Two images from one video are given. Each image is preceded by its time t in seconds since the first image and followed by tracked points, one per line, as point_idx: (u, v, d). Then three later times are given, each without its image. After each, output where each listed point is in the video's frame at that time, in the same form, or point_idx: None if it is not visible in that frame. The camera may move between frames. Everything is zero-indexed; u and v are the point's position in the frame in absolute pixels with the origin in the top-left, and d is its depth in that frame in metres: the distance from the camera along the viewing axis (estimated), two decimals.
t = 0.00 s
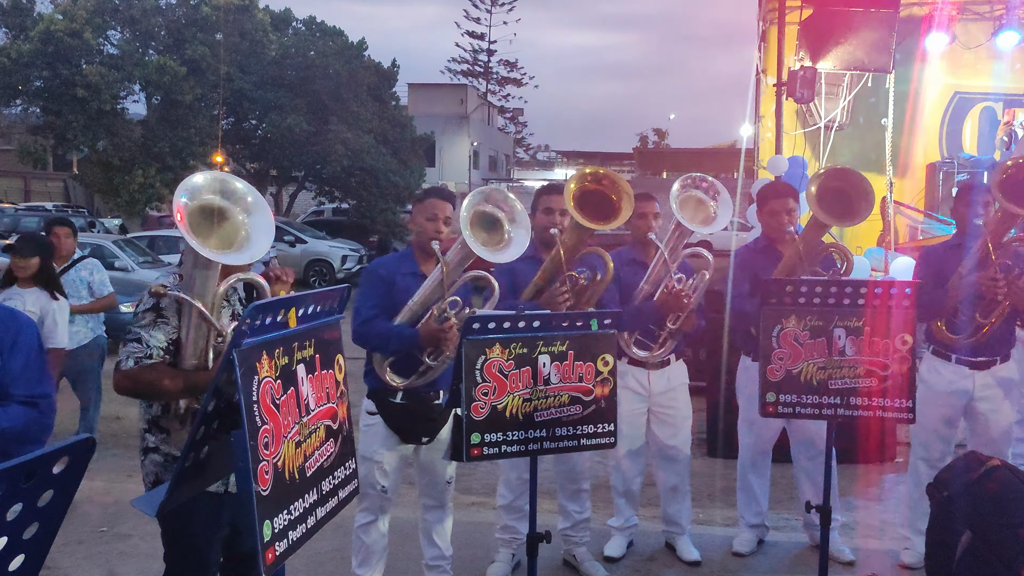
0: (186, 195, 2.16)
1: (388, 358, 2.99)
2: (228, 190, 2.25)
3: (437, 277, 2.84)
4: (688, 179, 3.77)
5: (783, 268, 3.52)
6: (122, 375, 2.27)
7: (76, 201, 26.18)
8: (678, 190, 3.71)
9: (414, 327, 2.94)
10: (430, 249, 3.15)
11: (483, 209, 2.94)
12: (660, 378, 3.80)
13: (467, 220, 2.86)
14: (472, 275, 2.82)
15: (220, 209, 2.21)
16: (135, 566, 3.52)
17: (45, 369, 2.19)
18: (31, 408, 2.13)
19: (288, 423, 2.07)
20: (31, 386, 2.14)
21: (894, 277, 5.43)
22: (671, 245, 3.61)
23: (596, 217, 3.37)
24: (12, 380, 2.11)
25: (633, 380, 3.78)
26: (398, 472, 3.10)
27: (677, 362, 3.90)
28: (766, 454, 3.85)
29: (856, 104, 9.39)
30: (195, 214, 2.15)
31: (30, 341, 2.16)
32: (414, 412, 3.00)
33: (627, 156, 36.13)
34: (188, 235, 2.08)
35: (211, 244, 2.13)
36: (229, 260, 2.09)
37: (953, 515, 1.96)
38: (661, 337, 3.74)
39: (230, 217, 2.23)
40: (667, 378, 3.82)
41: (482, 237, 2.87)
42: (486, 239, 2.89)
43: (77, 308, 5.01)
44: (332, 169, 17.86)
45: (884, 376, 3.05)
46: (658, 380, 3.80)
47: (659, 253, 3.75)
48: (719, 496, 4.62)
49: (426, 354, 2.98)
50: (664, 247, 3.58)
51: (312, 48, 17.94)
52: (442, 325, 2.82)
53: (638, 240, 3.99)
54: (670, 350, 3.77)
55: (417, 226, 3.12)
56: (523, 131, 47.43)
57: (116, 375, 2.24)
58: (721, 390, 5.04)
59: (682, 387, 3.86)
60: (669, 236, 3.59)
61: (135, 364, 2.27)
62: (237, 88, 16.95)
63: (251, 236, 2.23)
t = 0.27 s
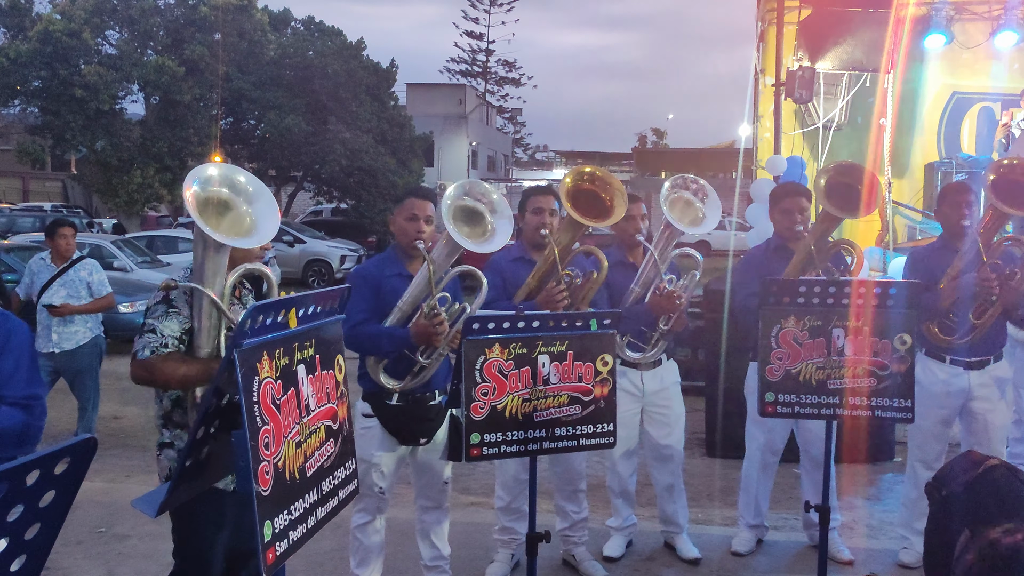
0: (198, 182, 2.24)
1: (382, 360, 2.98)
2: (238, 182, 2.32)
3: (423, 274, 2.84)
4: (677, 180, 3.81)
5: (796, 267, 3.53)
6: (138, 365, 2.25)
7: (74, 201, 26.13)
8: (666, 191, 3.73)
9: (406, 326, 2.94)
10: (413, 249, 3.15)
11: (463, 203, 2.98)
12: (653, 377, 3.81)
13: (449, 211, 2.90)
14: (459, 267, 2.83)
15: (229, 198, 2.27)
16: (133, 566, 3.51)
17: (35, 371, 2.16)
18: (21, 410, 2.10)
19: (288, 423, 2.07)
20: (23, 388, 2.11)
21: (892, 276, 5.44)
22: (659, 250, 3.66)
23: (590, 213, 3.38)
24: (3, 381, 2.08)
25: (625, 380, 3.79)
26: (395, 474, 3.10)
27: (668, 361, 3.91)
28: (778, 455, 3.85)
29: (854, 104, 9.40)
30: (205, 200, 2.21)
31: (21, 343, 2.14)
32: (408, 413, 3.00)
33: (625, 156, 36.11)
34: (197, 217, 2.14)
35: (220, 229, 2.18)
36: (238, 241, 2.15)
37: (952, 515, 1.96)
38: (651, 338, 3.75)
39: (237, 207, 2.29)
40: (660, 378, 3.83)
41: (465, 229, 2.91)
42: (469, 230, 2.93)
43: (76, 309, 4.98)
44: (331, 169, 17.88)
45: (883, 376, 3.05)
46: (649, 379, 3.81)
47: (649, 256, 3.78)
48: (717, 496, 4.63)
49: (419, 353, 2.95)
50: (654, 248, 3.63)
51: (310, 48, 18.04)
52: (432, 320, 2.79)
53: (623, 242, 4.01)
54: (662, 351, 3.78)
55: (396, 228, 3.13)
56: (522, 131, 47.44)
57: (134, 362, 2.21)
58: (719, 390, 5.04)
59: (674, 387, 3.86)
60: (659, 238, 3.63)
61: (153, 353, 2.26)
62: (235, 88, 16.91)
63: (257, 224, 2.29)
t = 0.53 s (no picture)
0: (220, 169, 2.36)
1: (378, 360, 2.97)
2: (256, 173, 2.43)
3: (418, 273, 2.84)
4: (674, 181, 3.83)
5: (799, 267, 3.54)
6: (158, 345, 2.27)
7: (73, 201, 26.12)
8: (661, 191, 3.73)
9: (401, 325, 2.94)
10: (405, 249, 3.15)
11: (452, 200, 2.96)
12: (651, 377, 3.80)
13: (439, 207, 2.91)
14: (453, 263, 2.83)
15: (248, 186, 2.38)
16: (131, 566, 3.51)
17: (27, 371, 2.11)
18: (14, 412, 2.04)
19: (285, 423, 2.07)
20: (15, 389, 2.06)
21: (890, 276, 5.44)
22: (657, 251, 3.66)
23: (590, 212, 3.38)
24: None
25: (623, 379, 3.78)
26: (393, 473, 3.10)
27: (666, 360, 3.88)
28: (780, 455, 3.86)
29: (852, 104, 9.41)
30: (225, 185, 2.31)
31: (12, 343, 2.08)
32: (407, 414, 3.00)
33: (624, 156, 36.10)
34: (218, 199, 2.25)
35: (240, 210, 2.27)
36: (254, 221, 2.24)
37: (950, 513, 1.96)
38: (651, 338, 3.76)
39: (255, 195, 2.38)
40: (658, 377, 3.82)
41: (456, 226, 2.90)
42: (458, 226, 2.91)
43: (76, 309, 4.96)
44: (329, 169, 17.90)
45: (881, 375, 3.05)
46: (649, 378, 3.80)
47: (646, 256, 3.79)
48: (715, 496, 4.63)
49: (415, 352, 2.95)
50: (651, 248, 3.64)
51: (309, 48, 17.88)
52: (429, 318, 2.78)
53: (621, 241, 4.01)
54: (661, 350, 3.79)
55: (386, 229, 3.13)
56: (521, 131, 47.46)
57: (157, 343, 2.23)
58: (717, 389, 5.03)
59: (673, 386, 3.85)
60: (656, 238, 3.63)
61: (173, 334, 2.28)
62: (233, 88, 17.21)
63: (276, 208, 2.38)
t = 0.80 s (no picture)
0: (266, 158, 2.46)
1: (377, 360, 2.96)
2: (300, 166, 2.53)
3: (414, 270, 2.83)
4: (682, 179, 3.79)
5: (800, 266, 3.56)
6: (165, 341, 2.29)
7: (72, 201, 26.10)
8: (670, 191, 3.73)
9: (398, 324, 2.93)
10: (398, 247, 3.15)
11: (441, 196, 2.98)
12: (662, 377, 3.81)
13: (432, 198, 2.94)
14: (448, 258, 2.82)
15: (289, 177, 2.48)
16: (128, 566, 3.52)
17: (21, 371, 2.12)
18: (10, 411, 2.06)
19: (282, 423, 2.07)
20: (10, 389, 2.07)
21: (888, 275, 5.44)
22: (665, 251, 3.65)
23: (596, 212, 3.40)
24: None
25: (633, 380, 3.79)
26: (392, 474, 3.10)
27: (677, 361, 3.91)
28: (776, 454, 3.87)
29: (850, 104, 9.40)
30: (269, 175, 2.41)
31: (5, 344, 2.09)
32: (407, 414, 3.00)
33: (623, 155, 36.10)
34: (265, 190, 2.35)
35: (280, 202, 2.37)
36: (297, 215, 2.35)
37: (946, 512, 1.97)
38: (660, 338, 3.76)
39: (296, 187, 2.48)
40: (668, 377, 3.83)
41: (452, 221, 2.92)
42: (450, 216, 2.93)
43: (74, 309, 4.97)
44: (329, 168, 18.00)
45: (877, 375, 3.06)
46: (659, 379, 3.81)
47: (654, 255, 3.78)
48: (714, 496, 4.63)
49: (415, 349, 2.94)
50: (659, 248, 3.63)
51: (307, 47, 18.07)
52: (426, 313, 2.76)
53: (629, 242, 4.01)
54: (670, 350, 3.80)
55: (378, 228, 3.14)
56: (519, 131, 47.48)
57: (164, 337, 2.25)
58: (716, 389, 5.03)
59: (682, 387, 3.86)
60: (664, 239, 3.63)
61: (177, 326, 2.30)
62: (232, 88, 16.95)
63: (316, 203, 2.49)
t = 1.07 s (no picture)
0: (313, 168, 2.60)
1: (377, 357, 2.95)
2: (343, 190, 2.68)
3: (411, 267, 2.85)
4: (700, 182, 3.78)
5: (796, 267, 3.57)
6: (169, 349, 2.32)
7: (69, 201, 26.07)
8: (689, 195, 3.72)
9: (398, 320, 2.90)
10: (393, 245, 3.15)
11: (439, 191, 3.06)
12: (674, 378, 3.80)
13: (426, 189, 3.02)
14: (442, 256, 2.86)
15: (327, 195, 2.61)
16: (126, 566, 3.51)
17: (16, 370, 2.11)
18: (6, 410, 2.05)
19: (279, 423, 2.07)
20: (6, 389, 2.06)
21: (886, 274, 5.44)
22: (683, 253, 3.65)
23: (602, 213, 3.41)
24: None
25: (646, 380, 3.79)
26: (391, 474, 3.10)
27: (692, 362, 3.89)
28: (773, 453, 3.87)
29: (849, 104, 9.40)
30: (311, 187, 2.55)
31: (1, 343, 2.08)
32: (408, 415, 3.00)
33: (621, 155, 36.14)
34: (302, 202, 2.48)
35: (311, 216, 2.50)
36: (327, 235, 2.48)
37: (945, 512, 1.96)
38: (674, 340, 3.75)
39: (329, 206, 2.62)
40: (682, 377, 3.82)
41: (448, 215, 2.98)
42: (443, 208, 2.99)
43: (70, 310, 4.97)
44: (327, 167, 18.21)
45: (875, 375, 3.06)
46: (671, 380, 3.80)
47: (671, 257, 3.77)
48: (712, 495, 4.63)
49: (415, 344, 2.94)
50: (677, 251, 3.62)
51: (306, 48, 18.28)
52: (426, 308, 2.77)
53: (648, 241, 3.95)
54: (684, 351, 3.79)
55: (373, 230, 3.15)
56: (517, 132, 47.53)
57: (168, 347, 2.28)
58: (715, 388, 5.03)
59: (695, 388, 3.86)
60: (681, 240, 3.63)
61: (179, 336, 2.33)
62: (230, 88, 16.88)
63: (345, 225, 2.63)
